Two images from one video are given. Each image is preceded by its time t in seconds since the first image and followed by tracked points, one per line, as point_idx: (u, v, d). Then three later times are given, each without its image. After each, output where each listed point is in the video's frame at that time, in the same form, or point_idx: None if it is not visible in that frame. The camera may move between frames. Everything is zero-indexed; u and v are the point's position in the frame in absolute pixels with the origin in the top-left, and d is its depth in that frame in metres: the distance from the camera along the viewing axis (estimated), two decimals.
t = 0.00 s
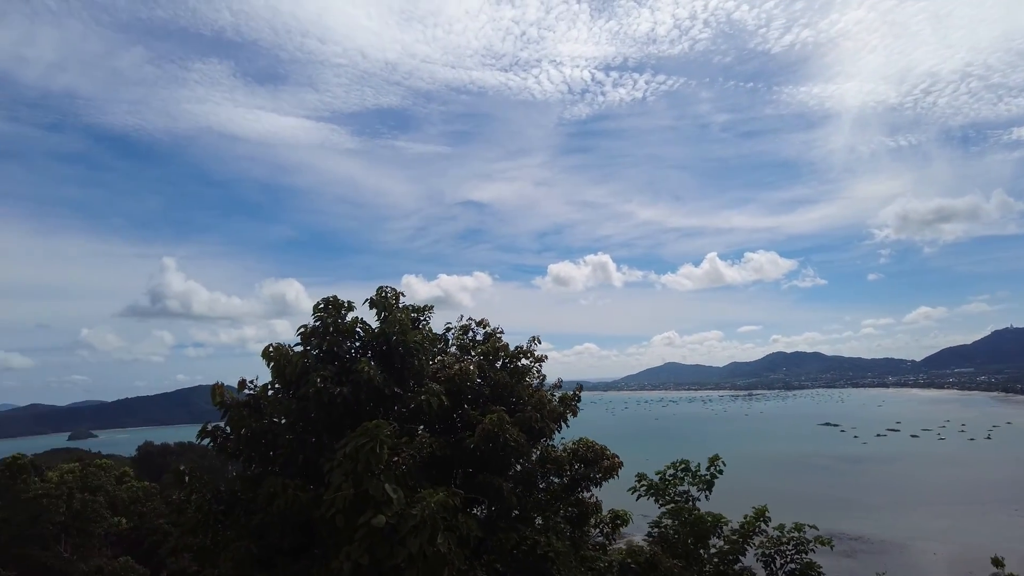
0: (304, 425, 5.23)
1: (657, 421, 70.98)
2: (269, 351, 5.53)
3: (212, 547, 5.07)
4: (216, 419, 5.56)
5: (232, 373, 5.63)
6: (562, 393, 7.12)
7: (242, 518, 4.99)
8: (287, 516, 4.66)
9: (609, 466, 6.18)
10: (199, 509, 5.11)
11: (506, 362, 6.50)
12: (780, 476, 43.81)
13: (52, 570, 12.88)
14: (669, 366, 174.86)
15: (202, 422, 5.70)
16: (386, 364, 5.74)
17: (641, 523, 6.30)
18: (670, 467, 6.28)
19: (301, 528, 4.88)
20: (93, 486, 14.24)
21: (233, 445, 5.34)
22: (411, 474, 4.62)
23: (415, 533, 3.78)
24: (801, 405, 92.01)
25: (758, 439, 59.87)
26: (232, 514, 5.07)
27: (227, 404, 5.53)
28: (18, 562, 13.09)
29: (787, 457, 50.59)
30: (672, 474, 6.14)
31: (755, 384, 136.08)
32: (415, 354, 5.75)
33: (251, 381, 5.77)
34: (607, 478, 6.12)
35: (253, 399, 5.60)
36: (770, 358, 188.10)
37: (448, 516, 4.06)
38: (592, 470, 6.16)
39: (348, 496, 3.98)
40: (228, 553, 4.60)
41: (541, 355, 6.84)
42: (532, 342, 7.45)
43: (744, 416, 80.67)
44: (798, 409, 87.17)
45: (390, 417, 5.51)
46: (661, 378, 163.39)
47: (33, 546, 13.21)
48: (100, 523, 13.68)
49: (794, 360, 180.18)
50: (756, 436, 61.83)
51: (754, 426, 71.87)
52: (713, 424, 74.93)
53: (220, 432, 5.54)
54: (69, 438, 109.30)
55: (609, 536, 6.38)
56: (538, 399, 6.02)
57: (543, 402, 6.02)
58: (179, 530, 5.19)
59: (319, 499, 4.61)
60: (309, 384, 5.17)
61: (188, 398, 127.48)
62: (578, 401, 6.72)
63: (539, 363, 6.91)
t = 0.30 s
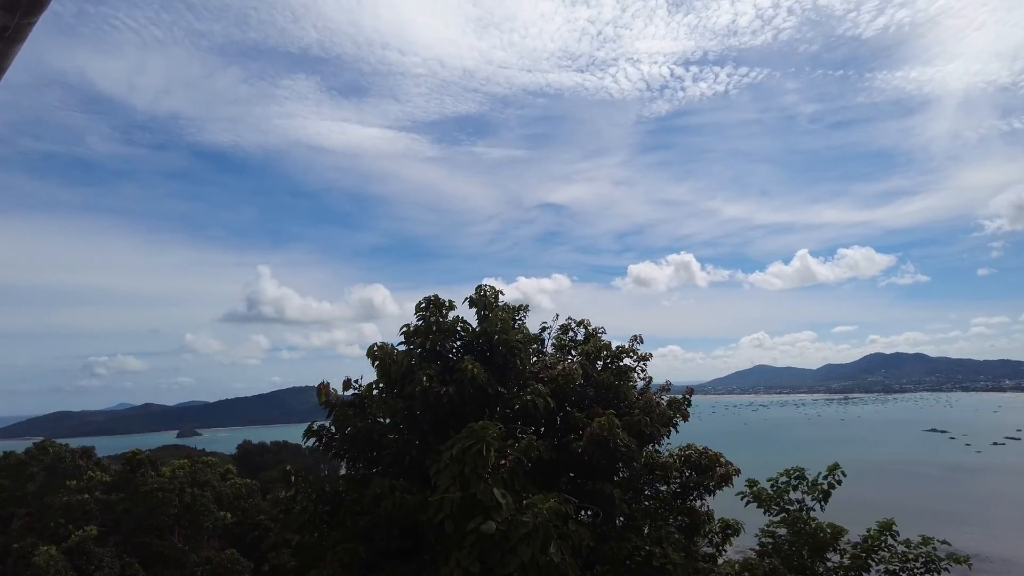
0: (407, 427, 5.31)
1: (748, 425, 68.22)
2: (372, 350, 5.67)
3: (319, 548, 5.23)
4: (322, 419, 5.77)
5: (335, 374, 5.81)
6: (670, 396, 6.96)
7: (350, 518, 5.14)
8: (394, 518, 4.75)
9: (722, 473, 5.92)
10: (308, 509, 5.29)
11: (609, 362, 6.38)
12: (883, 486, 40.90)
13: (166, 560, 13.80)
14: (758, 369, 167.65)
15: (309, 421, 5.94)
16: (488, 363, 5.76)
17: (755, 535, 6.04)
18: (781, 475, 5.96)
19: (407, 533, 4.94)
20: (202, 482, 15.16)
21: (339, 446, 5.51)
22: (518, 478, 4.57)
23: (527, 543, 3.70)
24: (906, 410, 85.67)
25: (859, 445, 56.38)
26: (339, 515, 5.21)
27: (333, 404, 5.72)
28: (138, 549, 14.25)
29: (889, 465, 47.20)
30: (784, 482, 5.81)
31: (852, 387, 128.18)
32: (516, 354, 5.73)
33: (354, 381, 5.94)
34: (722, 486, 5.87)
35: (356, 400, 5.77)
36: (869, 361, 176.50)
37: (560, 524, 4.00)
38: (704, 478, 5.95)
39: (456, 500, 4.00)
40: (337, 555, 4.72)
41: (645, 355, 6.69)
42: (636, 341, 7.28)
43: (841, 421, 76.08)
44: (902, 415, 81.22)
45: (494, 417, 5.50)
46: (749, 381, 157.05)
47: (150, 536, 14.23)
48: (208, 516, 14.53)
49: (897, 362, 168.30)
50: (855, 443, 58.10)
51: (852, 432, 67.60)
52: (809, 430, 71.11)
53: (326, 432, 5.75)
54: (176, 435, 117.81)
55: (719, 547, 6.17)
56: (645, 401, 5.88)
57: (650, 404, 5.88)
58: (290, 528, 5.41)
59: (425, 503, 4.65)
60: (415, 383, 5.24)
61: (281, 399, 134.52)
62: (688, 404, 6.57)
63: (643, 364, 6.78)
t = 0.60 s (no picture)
0: (497, 434, 5.27)
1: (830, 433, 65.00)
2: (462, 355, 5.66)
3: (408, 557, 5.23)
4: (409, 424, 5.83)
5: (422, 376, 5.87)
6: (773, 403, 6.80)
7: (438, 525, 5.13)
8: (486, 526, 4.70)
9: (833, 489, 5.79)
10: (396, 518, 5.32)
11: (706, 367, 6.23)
12: (989, 501, 37.63)
13: (251, 561, 14.32)
14: (841, 375, 159.14)
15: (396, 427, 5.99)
16: (581, 368, 5.67)
17: (862, 554, 5.98)
18: (891, 489, 6.04)
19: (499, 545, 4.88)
20: (283, 486, 15.69)
21: (428, 453, 5.54)
22: (617, 490, 4.43)
23: (632, 560, 3.53)
24: (1011, 419, 78.89)
25: (957, 456, 52.60)
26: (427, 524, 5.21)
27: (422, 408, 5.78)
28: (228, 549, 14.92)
29: (994, 479, 43.47)
30: (896, 498, 5.89)
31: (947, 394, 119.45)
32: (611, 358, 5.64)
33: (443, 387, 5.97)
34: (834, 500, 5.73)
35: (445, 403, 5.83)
36: (967, 366, 164.12)
37: (667, 542, 3.79)
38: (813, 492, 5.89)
39: (551, 512, 3.89)
40: (427, 565, 4.68)
41: (747, 359, 6.55)
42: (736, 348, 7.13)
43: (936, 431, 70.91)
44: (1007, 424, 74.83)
45: (588, 424, 5.41)
46: (830, 388, 149.78)
47: (236, 536, 14.81)
48: (289, 520, 14.98)
49: (999, 367, 155.67)
50: (953, 454, 53.95)
51: (950, 442, 62.83)
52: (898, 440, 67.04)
53: (414, 438, 5.78)
54: (258, 439, 123.21)
55: (825, 566, 5.93)
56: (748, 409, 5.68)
57: (753, 412, 5.67)
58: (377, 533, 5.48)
59: (518, 514, 4.56)
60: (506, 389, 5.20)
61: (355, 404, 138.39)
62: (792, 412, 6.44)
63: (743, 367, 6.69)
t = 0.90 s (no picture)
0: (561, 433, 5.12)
1: (887, 437, 62.67)
2: (522, 349, 5.50)
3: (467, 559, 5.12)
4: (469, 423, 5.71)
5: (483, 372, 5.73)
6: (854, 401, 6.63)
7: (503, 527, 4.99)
8: (554, 529, 4.56)
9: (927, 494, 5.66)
10: (455, 519, 5.20)
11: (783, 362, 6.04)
12: None
13: (303, 561, 14.55)
14: (897, 375, 153.22)
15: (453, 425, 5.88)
16: (652, 363, 5.49)
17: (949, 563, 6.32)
18: (977, 495, 6.47)
19: (567, 549, 4.73)
20: (334, 487, 15.89)
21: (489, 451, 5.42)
22: (695, 492, 4.25)
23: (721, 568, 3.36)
24: None
25: None
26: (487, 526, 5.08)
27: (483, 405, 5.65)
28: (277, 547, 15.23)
29: None
30: (981, 504, 6.33)
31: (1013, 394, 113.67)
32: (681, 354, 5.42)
33: (503, 384, 5.85)
34: (926, 505, 5.69)
35: (506, 401, 5.70)
36: None
37: (755, 548, 3.63)
38: (898, 496, 5.80)
39: (626, 515, 3.76)
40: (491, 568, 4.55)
41: (826, 355, 6.33)
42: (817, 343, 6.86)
43: (1002, 432, 67.60)
44: None
45: (659, 422, 5.23)
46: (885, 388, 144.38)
47: (288, 536, 15.07)
48: (340, 520, 15.14)
49: None
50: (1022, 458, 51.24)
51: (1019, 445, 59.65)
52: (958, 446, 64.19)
53: (474, 437, 5.66)
54: (306, 439, 125.89)
55: None
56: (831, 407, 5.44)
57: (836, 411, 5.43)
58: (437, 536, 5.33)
59: (589, 518, 4.42)
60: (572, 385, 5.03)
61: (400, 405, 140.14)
62: (875, 412, 6.30)
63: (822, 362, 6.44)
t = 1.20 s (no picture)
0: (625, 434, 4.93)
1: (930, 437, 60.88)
2: (580, 345, 5.30)
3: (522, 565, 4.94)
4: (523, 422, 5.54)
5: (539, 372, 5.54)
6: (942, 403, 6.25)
7: (565, 531, 4.83)
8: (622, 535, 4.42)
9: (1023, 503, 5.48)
10: (511, 524, 5.03)
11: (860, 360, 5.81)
12: None
13: (344, 561, 14.67)
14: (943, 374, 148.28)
15: (507, 425, 5.71)
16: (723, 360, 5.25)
17: None
18: None
19: (636, 557, 4.55)
20: (374, 486, 15.99)
21: (547, 454, 5.24)
22: (775, 498, 4.05)
23: None
24: None
25: None
26: (546, 532, 4.91)
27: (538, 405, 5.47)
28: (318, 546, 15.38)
29: None
30: None
31: None
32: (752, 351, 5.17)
33: (557, 383, 5.67)
34: None
35: (563, 400, 5.51)
36: None
37: (849, 561, 3.45)
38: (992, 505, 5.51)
39: (705, 522, 3.63)
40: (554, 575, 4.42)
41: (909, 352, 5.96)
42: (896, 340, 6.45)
43: None
44: None
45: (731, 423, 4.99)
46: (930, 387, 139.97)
47: (329, 535, 15.20)
48: (381, 520, 15.24)
49: None
50: None
51: None
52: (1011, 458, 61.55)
53: (528, 437, 5.50)
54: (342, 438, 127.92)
55: None
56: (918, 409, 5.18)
57: (922, 411, 5.18)
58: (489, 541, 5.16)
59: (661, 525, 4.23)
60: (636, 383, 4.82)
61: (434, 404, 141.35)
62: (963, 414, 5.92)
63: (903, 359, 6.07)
